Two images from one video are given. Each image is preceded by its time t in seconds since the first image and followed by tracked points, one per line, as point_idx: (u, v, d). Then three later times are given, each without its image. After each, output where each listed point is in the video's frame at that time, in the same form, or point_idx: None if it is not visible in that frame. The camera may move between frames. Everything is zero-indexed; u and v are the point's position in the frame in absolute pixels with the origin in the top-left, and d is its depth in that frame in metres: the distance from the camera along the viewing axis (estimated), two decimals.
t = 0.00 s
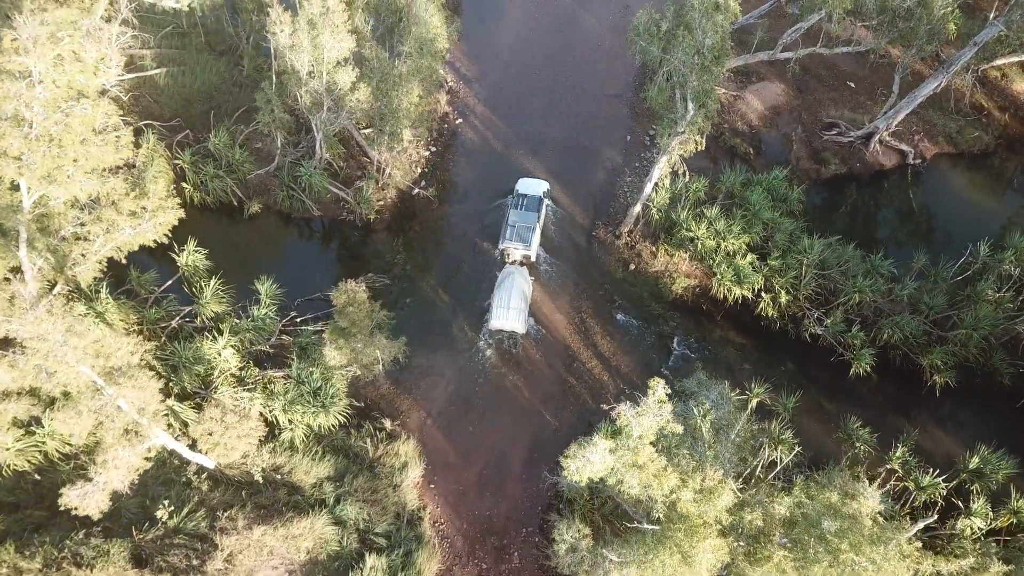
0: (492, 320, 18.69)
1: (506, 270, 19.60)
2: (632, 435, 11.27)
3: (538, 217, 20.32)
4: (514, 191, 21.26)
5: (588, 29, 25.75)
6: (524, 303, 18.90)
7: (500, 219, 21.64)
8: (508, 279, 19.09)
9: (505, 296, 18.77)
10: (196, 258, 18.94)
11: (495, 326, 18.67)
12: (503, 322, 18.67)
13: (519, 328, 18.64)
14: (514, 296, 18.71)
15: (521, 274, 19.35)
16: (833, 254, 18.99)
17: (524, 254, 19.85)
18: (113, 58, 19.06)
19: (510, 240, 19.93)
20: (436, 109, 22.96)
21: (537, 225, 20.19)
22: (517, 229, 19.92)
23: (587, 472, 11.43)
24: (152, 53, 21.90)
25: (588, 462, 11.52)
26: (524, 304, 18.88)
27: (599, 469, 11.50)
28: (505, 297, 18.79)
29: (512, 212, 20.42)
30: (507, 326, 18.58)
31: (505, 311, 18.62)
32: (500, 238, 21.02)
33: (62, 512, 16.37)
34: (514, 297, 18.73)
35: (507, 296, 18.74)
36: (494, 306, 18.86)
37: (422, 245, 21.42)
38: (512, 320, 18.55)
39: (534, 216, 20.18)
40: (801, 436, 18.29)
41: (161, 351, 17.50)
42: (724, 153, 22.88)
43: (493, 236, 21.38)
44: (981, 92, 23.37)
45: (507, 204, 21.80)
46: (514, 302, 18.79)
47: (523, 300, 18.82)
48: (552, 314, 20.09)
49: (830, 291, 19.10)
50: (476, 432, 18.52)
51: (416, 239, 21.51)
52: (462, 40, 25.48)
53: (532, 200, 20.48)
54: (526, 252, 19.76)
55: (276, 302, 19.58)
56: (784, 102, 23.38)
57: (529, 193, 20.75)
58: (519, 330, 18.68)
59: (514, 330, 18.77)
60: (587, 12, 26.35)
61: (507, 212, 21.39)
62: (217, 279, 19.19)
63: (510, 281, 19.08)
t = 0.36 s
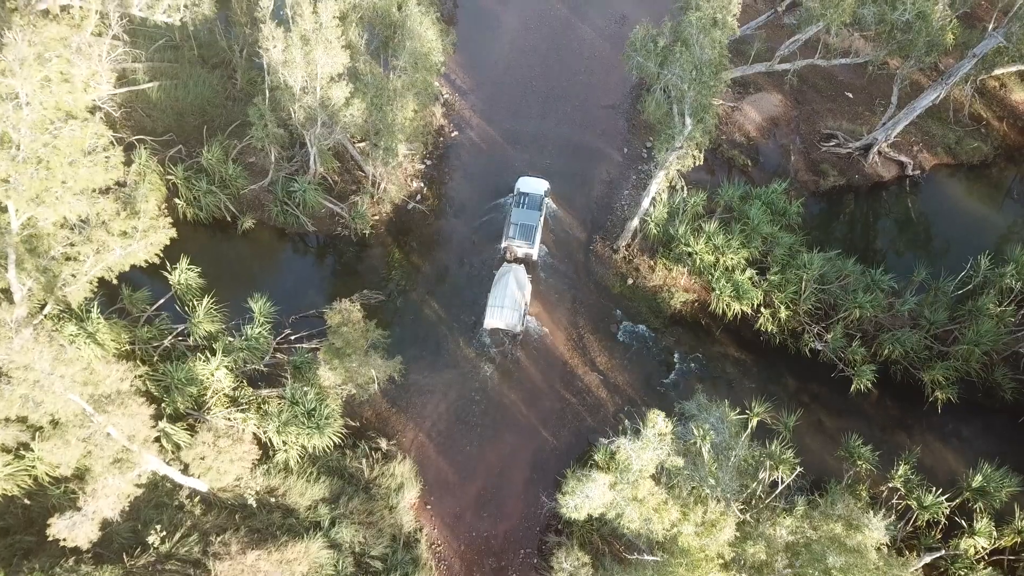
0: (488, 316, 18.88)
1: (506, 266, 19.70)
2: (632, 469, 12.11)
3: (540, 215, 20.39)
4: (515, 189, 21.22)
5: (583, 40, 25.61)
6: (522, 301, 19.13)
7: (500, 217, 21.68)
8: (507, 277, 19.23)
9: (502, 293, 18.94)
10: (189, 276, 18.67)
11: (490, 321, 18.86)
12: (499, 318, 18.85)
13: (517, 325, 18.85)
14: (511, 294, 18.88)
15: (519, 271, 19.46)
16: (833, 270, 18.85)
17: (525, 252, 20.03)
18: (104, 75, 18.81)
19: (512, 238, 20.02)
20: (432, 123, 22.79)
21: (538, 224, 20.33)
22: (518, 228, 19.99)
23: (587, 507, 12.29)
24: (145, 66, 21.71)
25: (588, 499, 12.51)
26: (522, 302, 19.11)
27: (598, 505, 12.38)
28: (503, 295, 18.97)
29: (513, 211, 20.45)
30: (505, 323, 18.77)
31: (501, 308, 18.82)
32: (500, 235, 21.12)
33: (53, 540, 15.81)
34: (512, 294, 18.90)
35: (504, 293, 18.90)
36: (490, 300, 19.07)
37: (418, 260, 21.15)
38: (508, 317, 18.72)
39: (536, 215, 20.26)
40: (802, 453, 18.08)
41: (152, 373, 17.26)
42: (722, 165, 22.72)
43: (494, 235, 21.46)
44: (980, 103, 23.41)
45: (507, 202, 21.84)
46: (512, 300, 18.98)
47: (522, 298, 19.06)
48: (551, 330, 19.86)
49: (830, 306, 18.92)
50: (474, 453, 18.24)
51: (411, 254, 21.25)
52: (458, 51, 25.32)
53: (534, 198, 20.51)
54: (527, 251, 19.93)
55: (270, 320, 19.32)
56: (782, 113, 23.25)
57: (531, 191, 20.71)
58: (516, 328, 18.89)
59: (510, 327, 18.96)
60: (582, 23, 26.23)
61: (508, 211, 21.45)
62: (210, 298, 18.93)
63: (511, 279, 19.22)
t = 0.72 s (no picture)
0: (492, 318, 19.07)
1: (506, 268, 19.78)
2: (632, 513, 12.50)
3: (539, 216, 20.37)
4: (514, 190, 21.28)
5: (579, 54, 25.51)
6: (522, 302, 19.19)
7: (499, 219, 21.74)
8: (507, 279, 19.26)
9: (504, 296, 19.10)
10: (179, 299, 18.45)
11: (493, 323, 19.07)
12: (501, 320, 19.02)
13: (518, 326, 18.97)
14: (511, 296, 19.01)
15: (519, 273, 19.48)
16: (832, 288, 18.78)
17: (524, 253, 19.98)
18: (93, 94, 18.54)
19: (510, 239, 20.00)
20: (427, 139, 22.65)
21: (537, 225, 20.28)
22: (517, 228, 19.97)
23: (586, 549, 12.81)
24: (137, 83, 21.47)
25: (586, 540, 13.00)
26: (522, 303, 19.18)
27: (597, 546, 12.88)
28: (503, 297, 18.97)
29: (511, 212, 20.47)
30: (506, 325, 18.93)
31: (503, 310, 18.97)
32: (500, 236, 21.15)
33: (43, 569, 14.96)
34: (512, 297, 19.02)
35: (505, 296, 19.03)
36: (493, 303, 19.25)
37: (413, 278, 20.91)
38: (509, 319, 18.88)
39: (534, 216, 20.23)
40: (803, 474, 17.83)
41: (142, 400, 16.94)
42: (719, 180, 22.57)
43: (493, 237, 21.47)
44: (979, 116, 23.38)
45: (507, 203, 21.88)
46: (512, 302, 19.07)
47: (520, 300, 19.10)
48: (547, 349, 19.64)
49: (830, 325, 18.78)
50: (470, 476, 17.96)
51: (406, 273, 21.00)
52: (452, 66, 25.21)
53: (532, 199, 20.51)
54: (526, 252, 19.87)
55: (264, 341, 19.06)
56: (779, 128, 23.13)
57: (529, 192, 20.76)
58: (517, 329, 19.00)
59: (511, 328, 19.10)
60: (578, 37, 26.13)
61: (507, 212, 21.46)
62: (202, 320, 18.68)
63: (509, 281, 19.27)
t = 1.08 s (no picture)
0: (489, 313, 19.32)
1: (505, 263, 19.99)
2: (631, 548, 12.92)
3: (539, 213, 20.64)
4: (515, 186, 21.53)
5: (575, 63, 25.32)
6: (521, 297, 19.45)
7: (499, 213, 21.85)
8: (507, 274, 19.56)
9: (502, 290, 19.31)
10: (171, 316, 18.10)
11: (490, 317, 19.30)
12: (500, 314, 19.26)
13: (516, 320, 19.22)
14: (510, 291, 19.24)
15: (518, 269, 19.72)
16: (832, 302, 18.55)
17: (524, 250, 20.26)
18: (82, 110, 18.23)
19: (510, 236, 20.32)
20: (421, 151, 22.44)
21: (537, 222, 20.58)
22: (517, 225, 20.28)
23: None
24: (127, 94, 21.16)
25: None
26: (521, 298, 19.42)
27: None
28: (503, 292, 19.34)
29: (512, 208, 20.74)
30: (505, 319, 19.18)
31: (501, 305, 19.20)
32: (499, 232, 21.37)
33: None
34: (511, 291, 19.26)
35: (504, 291, 19.26)
36: (491, 297, 19.46)
37: (408, 292, 20.66)
38: (508, 314, 19.13)
39: (534, 213, 20.53)
40: (803, 491, 17.59)
41: (132, 421, 16.65)
42: (717, 190, 22.36)
43: (492, 231, 21.55)
44: (978, 124, 23.21)
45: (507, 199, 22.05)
46: (511, 297, 19.31)
47: (519, 295, 19.36)
48: (544, 364, 19.40)
49: (829, 338, 18.59)
50: (467, 495, 17.69)
51: (401, 287, 20.74)
52: (447, 76, 25.02)
53: (533, 196, 20.80)
54: (526, 248, 20.19)
55: (256, 359, 18.75)
56: (777, 137, 22.92)
57: (530, 189, 21.00)
58: (515, 324, 19.26)
59: (509, 323, 19.34)
60: (573, 46, 25.92)
61: (507, 208, 21.66)
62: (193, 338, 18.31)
63: (509, 276, 19.51)
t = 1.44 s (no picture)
0: (490, 312, 19.42)
1: (505, 262, 20.09)
2: None
3: (539, 212, 20.72)
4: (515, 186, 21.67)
5: (572, 76, 25.17)
6: (521, 296, 19.54)
7: (498, 214, 21.90)
8: (507, 273, 19.63)
9: (503, 290, 19.40)
10: (163, 337, 17.81)
11: (491, 317, 19.40)
12: (500, 313, 19.38)
13: (516, 319, 19.35)
14: (510, 289, 19.34)
15: (518, 268, 19.83)
16: (832, 320, 18.40)
17: (524, 249, 20.29)
18: (72, 127, 17.92)
19: (510, 234, 20.36)
20: (417, 166, 22.27)
21: (537, 221, 20.65)
22: (517, 224, 20.33)
23: None
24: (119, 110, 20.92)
25: None
26: (521, 296, 19.53)
27: None
28: (504, 291, 19.42)
29: (512, 208, 20.83)
30: (505, 318, 19.29)
31: (502, 303, 19.31)
32: (499, 232, 21.41)
33: None
34: (511, 290, 19.36)
35: (504, 289, 19.37)
36: (491, 296, 19.57)
37: (404, 310, 20.42)
38: (509, 313, 19.25)
39: (534, 212, 20.61)
40: (805, 514, 17.29)
41: (124, 443, 16.31)
42: (715, 205, 22.14)
43: (493, 231, 21.58)
44: (979, 137, 23.10)
45: (507, 200, 22.09)
46: (511, 296, 19.41)
47: (519, 294, 19.45)
48: (542, 383, 19.16)
49: (830, 357, 18.40)
50: (463, 519, 17.40)
51: (397, 304, 20.51)
52: (443, 90, 24.92)
53: (532, 196, 20.91)
54: (526, 247, 20.23)
55: (249, 380, 18.46)
56: (776, 151, 22.76)
57: (530, 189, 21.13)
58: (516, 322, 19.37)
59: (509, 322, 19.44)
60: (570, 59, 25.80)
61: (507, 209, 21.73)
62: (185, 360, 17.99)
63: (509, 275, 19.61)
